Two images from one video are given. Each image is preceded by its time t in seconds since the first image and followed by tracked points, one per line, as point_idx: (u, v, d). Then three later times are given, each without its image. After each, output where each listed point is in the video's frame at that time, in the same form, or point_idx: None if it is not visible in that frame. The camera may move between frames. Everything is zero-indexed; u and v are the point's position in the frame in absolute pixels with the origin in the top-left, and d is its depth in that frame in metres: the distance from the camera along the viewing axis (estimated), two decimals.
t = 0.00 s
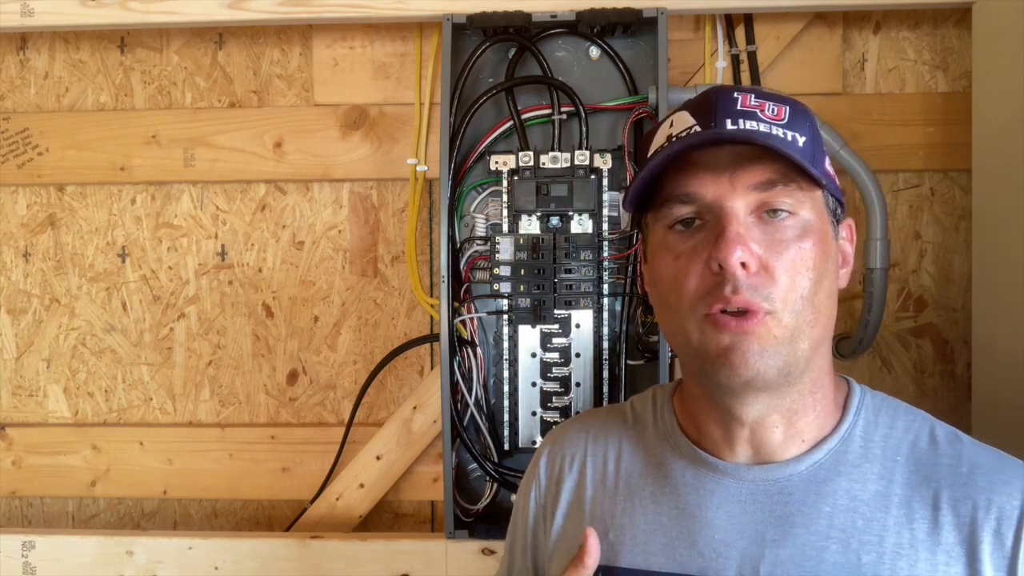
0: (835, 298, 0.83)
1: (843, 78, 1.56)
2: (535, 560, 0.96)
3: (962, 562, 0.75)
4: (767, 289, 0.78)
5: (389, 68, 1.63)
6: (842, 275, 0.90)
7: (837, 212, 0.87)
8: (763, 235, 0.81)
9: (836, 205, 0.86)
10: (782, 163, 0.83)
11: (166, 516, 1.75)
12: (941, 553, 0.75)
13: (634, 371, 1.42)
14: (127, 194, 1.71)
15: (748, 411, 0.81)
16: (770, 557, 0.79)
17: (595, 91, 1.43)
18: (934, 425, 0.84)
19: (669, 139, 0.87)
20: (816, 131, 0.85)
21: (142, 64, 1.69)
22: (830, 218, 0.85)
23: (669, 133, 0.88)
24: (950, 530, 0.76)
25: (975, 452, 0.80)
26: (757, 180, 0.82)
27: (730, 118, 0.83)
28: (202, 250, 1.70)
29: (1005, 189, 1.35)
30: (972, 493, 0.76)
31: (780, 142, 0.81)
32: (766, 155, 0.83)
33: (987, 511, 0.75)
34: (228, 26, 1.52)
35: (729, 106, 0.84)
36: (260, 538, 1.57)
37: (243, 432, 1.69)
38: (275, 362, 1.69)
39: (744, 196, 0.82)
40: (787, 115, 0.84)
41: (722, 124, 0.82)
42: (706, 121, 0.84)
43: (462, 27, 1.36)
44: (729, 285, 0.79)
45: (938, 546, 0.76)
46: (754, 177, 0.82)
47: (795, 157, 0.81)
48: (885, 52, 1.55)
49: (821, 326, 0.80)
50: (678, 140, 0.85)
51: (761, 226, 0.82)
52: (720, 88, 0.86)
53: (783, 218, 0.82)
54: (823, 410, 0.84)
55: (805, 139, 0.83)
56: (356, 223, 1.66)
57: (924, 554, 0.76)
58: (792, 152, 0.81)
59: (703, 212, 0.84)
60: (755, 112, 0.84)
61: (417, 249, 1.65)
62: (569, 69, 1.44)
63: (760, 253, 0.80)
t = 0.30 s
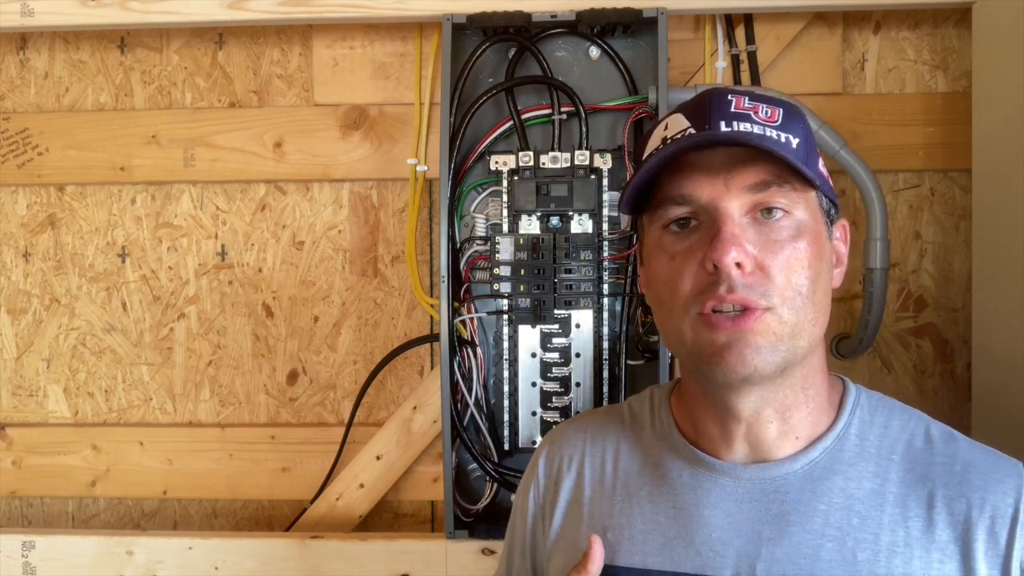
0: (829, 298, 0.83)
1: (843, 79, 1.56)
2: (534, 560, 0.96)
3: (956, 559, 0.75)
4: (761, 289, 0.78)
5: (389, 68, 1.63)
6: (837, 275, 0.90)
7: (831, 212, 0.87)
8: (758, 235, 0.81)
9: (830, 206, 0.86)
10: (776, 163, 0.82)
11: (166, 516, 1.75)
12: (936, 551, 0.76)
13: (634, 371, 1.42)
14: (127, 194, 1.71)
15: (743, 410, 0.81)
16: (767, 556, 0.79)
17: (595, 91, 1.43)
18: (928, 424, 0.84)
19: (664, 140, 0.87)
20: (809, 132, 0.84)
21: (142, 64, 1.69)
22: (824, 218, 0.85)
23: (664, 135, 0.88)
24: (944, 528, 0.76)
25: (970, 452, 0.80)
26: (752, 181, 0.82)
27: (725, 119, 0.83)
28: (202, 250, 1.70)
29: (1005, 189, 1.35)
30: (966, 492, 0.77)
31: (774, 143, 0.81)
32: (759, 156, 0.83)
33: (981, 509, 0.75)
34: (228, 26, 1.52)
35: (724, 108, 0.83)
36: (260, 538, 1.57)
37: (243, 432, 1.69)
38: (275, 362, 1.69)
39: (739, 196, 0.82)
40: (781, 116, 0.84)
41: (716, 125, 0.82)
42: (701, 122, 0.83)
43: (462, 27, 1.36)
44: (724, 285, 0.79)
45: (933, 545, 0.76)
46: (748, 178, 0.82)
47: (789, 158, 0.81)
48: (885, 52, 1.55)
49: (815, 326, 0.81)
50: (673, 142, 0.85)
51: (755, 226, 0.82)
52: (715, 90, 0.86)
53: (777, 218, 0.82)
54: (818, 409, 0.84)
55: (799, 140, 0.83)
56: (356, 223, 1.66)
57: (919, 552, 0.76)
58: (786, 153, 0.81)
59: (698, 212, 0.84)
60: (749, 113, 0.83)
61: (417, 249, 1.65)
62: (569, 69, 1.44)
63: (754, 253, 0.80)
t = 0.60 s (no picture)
0: (818, 297, 0.84)
1: (843, 78, 1.56)
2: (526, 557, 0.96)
3: (945, 553, 0.76)
4: (751, 290, 0.79)
5: (389, 68, 1.63)
6: (825, 274, 0.91)
7: (819, 212, 0.87)
8: (747, 236, 0.81)
9: (818, 205, 0.87)
10: (764, 164, 0.83)
11: (166, 516, 1.75)
12: (924, 545, 0.76)
13: (634, 371, 1.42)
14: (127, 194, 1.71)
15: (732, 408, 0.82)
16: (757, 551, 0.79)
17: (595, 91, 1.43)
18: (917, 421, 0.84)
19: (653, 143, 0.87)
20: (797, 133, 0.85)
21: (142, 64, 1.69)
22: (812, 218, 0.85)
23: (653, 137, 0.88)
24: (933, 522, 0.77)
25: (959, 447, 0.80)
26: (740, 182, 0.82)
27: (713, 121, 0.83)
28: (202, 250, 1.70)
29: (1004, 189, 1.35)
30: (954, 487, 0.77)
31: (762, 145, 0.81)
32: (748, 157, 0.83)
33: (969, 504, 0.76)
34: (228, 26, 1.52)
35: (712, 110, 0.84)
36: (260, 538, 1.57)
37: (243, 432, 1.69)
38: (275, 362, 1.69)
39: (727, 198, 0.82)
40: (769, 118, 0.84)
41: (704, 128, 0.83)
42: (689, 125, 0.84)
43: (462, 27, 1.36)
44: (713, 285, 0.79)
45: (922, 539, 0.76)
46: (737, 179, 0.82)
47: (777, 159, 0.81)
48: (885, 52, 1.55)
49: (803, 325, 0.81)
50: (661, 144, 0.85)
51: (744, 226, 0.82)
52: (703, 92, 0.86)
53: (765, 218, 0.82)
54: (808, 407, 0.85)
55: (786, 141, 0.83)
56: (356, 223, 1.66)
57: (907, 546, 0.76)
58: (774, 154, 0.81)
59: (688, 214, 0.85)
60: (737, 115, 0.84)
61: (417, 249, 1.65)
62: (570, 69, 1.44)
63: (743, 254, 0.80)
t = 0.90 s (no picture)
0: (809, 294, 0.86)
1: (843, 78, 1.55)
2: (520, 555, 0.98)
3: (931, 549, 0.78)
4: (742, 284, 0.81)
5: (389, 68, 1.63)
6: (816, 274, 0.93)
7: (811, 213, 0.90)
8: (738, 232, 0.84)
9: (809, 206, 0.89)
10: (756, 163, 0.85)
11: (166, 516, 1.75)
12: (911, 540, 0.79)
13: (634, 371, 1.41)
14: (127, 194, 1.71)
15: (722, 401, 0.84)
16: (746, 546, 0.81)
17: (595, 91, 1.43)
18: (906, 420, 0.87)
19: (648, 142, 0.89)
20: (789, 135, 0.87)
21: (142, 64, 1.69)
22: (803, 218, 0.87)
23: (649, 137, 0.90)
24: (920, 520, 0.79)
25: (946, 446, 0.83)
26: (732, 180, 0.84)
27: (707, 121, 0.85)
28: (202, 250, 1.70)
29: (1004, 189, 1.35)
30: (941, 484, 0.80)
31: (754, 144, 0.84)
32: (740, 156, 0.85)
33: (956, 501, 0.78)
34: (228, 26, 1.52)
35: (706, 111, 0.86)
36: (260, 538, 1.57)
37: (243, 432, 1.69)
38: (275, 362, 1.69)
39: (720, 195, 0.85)
40: (761, 119, 0.87)
41: (698, 127, 0.85)
42: (684, 124, 0.86)
43: (462, 27, 1.37)
44: (705, 280, 0.81)
45: (909, 535, 0.79)
46: (729, 177, 0.85)
47: (768, 158, 0.83)
48: (885, 52, 1.55)
49: (794, 321, 0.83)
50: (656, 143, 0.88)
51: (736, 224, 0.84)
52: (697, 95, 0.89)
53: (757, 216, 0.84)
54: (797, 404, 0.87)
55: (778, 141, 0.86)
56: (356, 224, 1.66)
57: (894, 542, 0.79)
58: (765, 152, 0.84)
59: (681, 210, 0.87)
60: (730, 116, 0.86)
61: (417, 250, 1.65)
62: (570, 69, 1.44)
63: (735, 249, 0.82)
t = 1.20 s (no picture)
0: (805, 294, 0.86)
1: (843, 78, 1.55)
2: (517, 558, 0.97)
3: (926, 548, 0.78)
4: (739, 279, 0.81)
5: (389, 68, 1.63)
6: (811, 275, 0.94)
7: (807, 214, 0.90)
8: (735, 229, 0.84)
9: (806, 206, 0.90)
10: (754, 162, 0.86)
11: (166, 516, 1.75)
12: (907, 540, 0.79)
13: (634, 371, 1.41)
14: (127, 194, 1.71)
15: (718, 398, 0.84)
16: (741, 545, 0.81)
17: (595, 91, 1.43)
18: (901, 420, 0.87)
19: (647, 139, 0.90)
20: (786, 136, 0.88)
21: (142, 64, 1.69)
22: (799, 218, 0.88)
23: (648, 135, 0.90)
24: (915, 519, 0.79)
25: (941, 446, 0.83)
26: (731, 177, 0.85)
27: (706, 120, 0.86)
28: (202, 250, 1.70)
29: (1004, 189, 1.35)
30: (936, 484, 0.80)
31: (753, 143, 0.84)
32: (739, 155, 0.86)
33: (951, 500, 0.79)
34: (228, 26, 1.52)
35: (705, 110, 0.87)
36: (260, 538, 1.57)
37: (243, 432, 1.69)
38: (275, 362, 1.69)
39: (718, 192, 0.85)
40: (760, 120, 0.87)
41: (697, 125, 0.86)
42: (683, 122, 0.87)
43: (462, 27, 1.36)
44: (702, 275, 0.81)
45: (905, 534, 0.79)
46: (727, 174, 0.85)
47: (766, 156, 0.84)
48: (885, 52, 1.55)
49: (790, 319, 0.83)
50: (655, 140, 0.88)
51: (733, 221, 0.85)
52: (697, 95, 0.90)
53: (754, 213, 0.85)
54: (793, 404, 0.87)
55: (776, 141, 0.86)
56: (356, 224, 1.66)
57: (890, 541, 0.79)
58: (764, 151, 0.84)
59: (680, 207, 0.87)
60: (729, 116, 0.87)
61: (417, 249, 1.65)
62: (570, 69, 1.44)
63: (733, 245, 0.82)
